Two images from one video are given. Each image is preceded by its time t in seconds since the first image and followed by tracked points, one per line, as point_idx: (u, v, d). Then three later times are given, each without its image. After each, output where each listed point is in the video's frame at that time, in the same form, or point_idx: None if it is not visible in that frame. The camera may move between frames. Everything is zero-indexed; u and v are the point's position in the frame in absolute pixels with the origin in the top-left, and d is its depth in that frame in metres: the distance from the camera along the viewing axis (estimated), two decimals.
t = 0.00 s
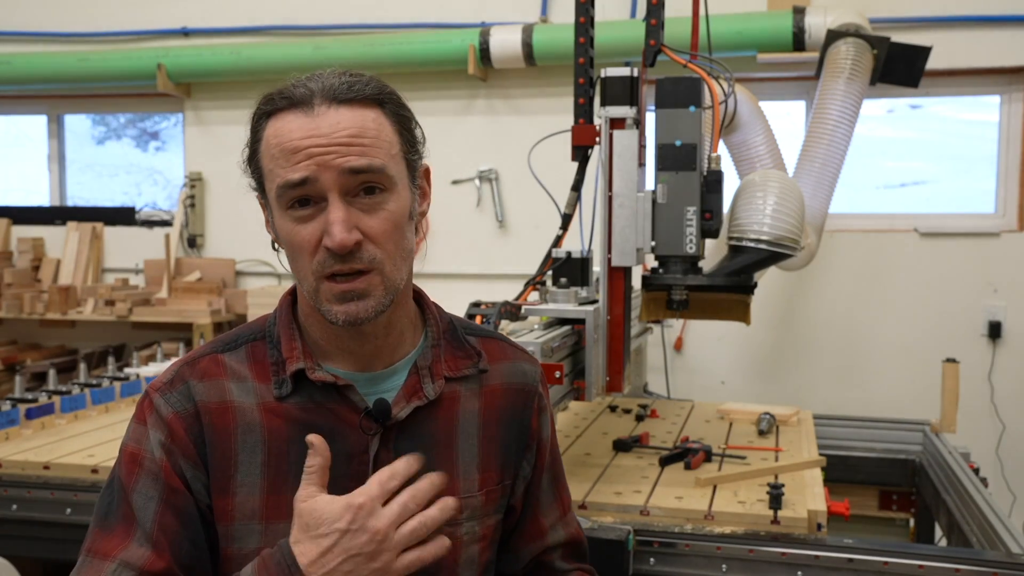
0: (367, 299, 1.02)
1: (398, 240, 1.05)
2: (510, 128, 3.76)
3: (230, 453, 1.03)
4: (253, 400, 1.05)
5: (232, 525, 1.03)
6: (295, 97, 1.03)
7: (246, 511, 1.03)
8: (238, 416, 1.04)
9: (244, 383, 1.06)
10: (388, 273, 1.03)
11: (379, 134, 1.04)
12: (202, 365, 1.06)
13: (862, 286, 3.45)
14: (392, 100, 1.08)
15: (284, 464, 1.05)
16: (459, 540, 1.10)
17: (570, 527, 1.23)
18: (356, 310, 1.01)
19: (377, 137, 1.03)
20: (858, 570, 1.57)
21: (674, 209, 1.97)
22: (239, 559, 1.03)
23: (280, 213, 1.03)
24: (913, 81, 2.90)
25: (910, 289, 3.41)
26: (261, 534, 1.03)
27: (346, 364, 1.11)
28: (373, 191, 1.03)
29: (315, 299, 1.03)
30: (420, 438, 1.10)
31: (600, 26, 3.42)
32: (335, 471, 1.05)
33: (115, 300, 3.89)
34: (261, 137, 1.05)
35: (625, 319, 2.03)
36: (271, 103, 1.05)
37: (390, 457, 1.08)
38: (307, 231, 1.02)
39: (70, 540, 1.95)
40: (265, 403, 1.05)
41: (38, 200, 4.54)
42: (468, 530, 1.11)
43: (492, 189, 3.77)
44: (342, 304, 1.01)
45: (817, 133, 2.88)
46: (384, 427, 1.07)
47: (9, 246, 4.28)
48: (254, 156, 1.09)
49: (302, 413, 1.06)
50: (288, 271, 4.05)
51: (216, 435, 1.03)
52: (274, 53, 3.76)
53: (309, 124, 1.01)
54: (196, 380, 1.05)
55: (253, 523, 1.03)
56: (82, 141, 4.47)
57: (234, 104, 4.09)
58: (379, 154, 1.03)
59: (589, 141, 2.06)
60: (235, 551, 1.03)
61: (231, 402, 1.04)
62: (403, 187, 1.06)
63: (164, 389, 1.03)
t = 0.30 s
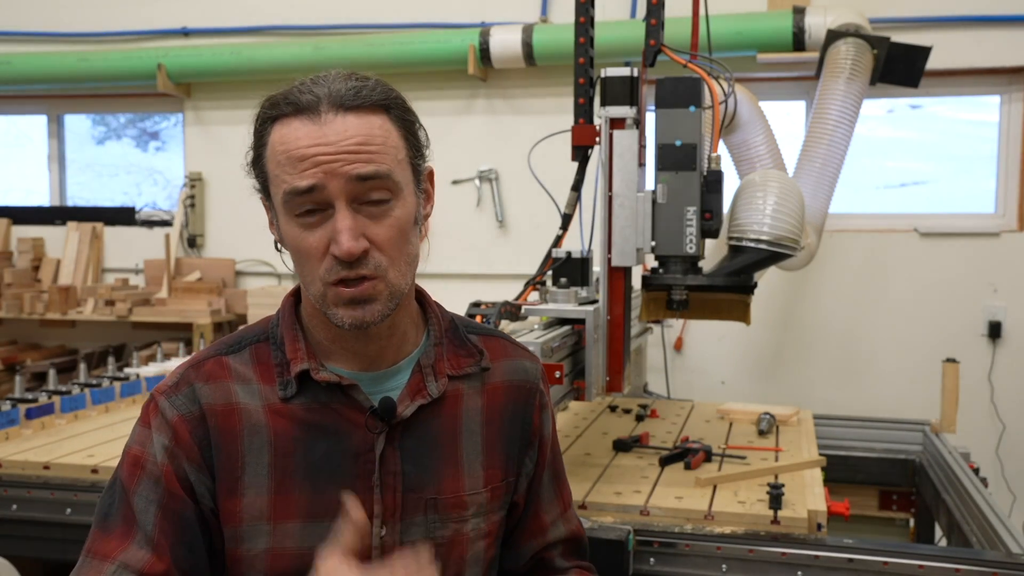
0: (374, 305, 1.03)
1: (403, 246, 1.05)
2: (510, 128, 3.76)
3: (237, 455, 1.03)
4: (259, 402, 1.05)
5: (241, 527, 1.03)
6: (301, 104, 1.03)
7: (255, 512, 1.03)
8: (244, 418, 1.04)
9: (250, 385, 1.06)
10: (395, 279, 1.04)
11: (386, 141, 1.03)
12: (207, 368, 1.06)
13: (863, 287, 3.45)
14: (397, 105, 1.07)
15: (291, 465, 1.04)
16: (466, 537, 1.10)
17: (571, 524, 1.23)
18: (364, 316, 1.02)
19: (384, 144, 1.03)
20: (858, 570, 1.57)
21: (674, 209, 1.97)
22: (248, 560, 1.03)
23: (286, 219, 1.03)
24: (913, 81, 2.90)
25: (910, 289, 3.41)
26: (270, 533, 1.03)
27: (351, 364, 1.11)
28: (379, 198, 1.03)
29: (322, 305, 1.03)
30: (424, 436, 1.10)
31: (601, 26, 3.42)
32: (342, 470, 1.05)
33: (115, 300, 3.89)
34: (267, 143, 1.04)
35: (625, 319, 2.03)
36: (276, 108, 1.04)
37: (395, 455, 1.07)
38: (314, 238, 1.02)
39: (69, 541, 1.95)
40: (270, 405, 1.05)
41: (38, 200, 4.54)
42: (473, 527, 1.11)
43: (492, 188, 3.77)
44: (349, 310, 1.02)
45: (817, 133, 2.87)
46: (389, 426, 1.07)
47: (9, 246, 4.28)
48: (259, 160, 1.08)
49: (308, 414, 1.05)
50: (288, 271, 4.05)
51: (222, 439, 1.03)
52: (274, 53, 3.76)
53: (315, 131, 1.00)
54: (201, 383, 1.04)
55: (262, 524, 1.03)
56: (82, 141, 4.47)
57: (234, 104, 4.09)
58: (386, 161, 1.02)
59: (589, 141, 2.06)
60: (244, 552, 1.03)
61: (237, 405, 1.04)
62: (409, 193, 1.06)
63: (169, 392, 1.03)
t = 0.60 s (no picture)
0: (397, 304, 1.02)
1: (426, 246, 1.05)
2: (509, 129, 3.76)
3: (255, 453, 1.00)
4: (276, 402, 1.02)
5: (258, 527, 0.99)
6: (331, 100, 1.02)
7: (274, 511, 1.00)
8: (261, 416, 1.01)
9: (265, 384, 1.03)
10: (417, 278, 1.04)
11: (413, 141, 1.04)
12: (221, 367, 1.02)
13: (863, 287, 3.45)
14: (422, 106, 1.08)
15: (310, 464, 1.02)
16: (479, 533, 1.10)
17: (565, 518, 1.25)
18: (387, 314, 1.01)
19: (413, 144, 1.03)
20: (858, 570, 1.57)
21: (674, 209, 1.97)
22: (267, 560, 0.99)
23: (311, 214, 1.02)
24: (913, 81, 2.90)
25: (910, 289, 3.41)
26: (289, 534, 1.00)
27: (365, 364, 1.10)
28: (405, 196, 1.03)
29: (344, 303, 1.02)
30: (438, 435, 1.10)
31: (601, 26, 3.42)
32: (360, 469, 1.03)
33: (115, 300, 3.89)
34: (293, 137, 1.04)
35: (625, 319, 2.03)
36: (304, 103, 1.03)
37: (411, 453, 1.07)
38: (340, 234, 1.01)
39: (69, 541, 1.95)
40: (287, 404, 1.02)
41: (38, 200, 4.54)
42: (485, 523, 1.11)
43: (492, 188, 3.78)
44: (372, 309, 1.01)
45: (817, 133, 2.87)
46: (406, 424, 1.06)
47: (9, 246, 4.28)
48: (281, 154, 1.07)
49: (325, 414, 1.03)
50: (288, 271, 4.06)
51: (237, 438, 0.99)
52: (274, 53, 3.76)
53: (347, 127, 1.00)
54: (217, 382, 1.00)
55: (280, 524, 1.00)
56: (82, 141, 4.48)
57: (233, 104, 4.09)
58: (415, 160, 1.03)
59: (589, 141, 2.06)
60: (261, 552, 0.99)
61: (254, 404, 1.01)
62: (431, 193, 1.07)
63: (182, 389, 0.98)
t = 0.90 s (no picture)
0: (418, 313, 1.01)
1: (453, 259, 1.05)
2: (509, 128, 3.76)
3: (246, 453, 0.99)
4: (267, 401, 1.01)
5: (248, 527, 0.99)
6: (403, 98, 1.01)
7: (265, 511, 0.99)
8: (252, 416, 1.00)
9: (257, 383, 1.02)
10: (440, 291, 1.03)
11: (467, 157, 1.04)
12: (212, 366, 1.01)
13: (863, 287, 3.45)
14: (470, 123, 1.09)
15: (301, 464, 1.02)
16: (472, 534, 1.10)
17: (561, 520, 1.25)
18: (409, 321, 1.00)
19: (467, 161, 1.04)
20: (858, 570, 1.57)
21: (674, 209, 1.97)
22: (257, 561, 0.99)
23: (354, 205, 0.99)
24: (913, 82, 2.90)
25: (910, 289, 3.41)
26: (279, 534, 1.00)
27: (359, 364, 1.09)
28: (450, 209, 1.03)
29: (366, 297, 1.00)
30: (430, 435, 1.10)
31: (600, 26, 3.42)
32: (352, 469, 1.03)
33: (115, 300, 3.89)
34: (352, 125, 1.01)
35: (625, 319, 2.03)
36: (374, 95, 1.01)
37: (403, 453, 1.07)
38: (380, 232, 0.99)
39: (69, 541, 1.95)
40: (278, 403, 1.02)
41: (38, 200, 4.54)
42: (479, 524, 1.11)
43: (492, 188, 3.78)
44: (395, 309, 1.00)
45: (817, 133, 2.87)
46: (398, 425, 1.06)
47: (9, 246, 4.28)
48: (329, 135, 1.03)
49: (317, 413, 1.03)
50: (288, 271, 4.06)
51: (227, 438, 0.98)
52: (274, 53, 3.76)
53: (415, 130, 0.99)
54: (207, 381, 1.00)
55: (271, 524, 0.99)
56: (82, 141, 4.48)
57: (233, 104, 4.09)
58: (466, 176, 1.03)
59: (589, 141, 2.06)
60: (251, 552, 0.99)
61: (246, 403, 1.00)
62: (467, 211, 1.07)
63: (171, 389, 0.98)
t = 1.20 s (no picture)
0: (423, 319, 1.01)
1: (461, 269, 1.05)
2: (509, 128, 3.76)
3: (243, 458, 0.99)
4: (264, 404, 1.01)
5: (245, 530, 0.98)
6: (423, 107, 1.01)
7: (260, 515, 0.99)
8: (250, 419, 1.00)
9: (254, 385, 1.02)
10: (445, 298, 1.03)
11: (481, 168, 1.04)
12: (210, 367, 1.01)
13: (863, 287, 3.45)
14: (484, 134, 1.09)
15: (297, 468, 1.01)
16: (465, 539, 1.11)
17: (552, 526, 1.25)
18: (413, 327, 1.00)
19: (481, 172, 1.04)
20: (858, 570, 1.57)
21: (674, 209, 1.97)
22: (253, 564, 0.99)
23: (366, 210, 0.99)
24: (913, 82, 2.90)
25: (910, 289, 3.41)
26: (274, 538, 0.99)
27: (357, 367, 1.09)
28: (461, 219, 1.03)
29: (373, 303, 1.00)
30: (426, 440, 1.10)
31: (601, 26, 3.42)
32: (346, 474, 1.03)
33: (115, 300, 3.89)
34: (368, 129, 1.01)
35: (625, 319, 2.03)
36: (394, 100, 1.01)
37: (398, 458, 1.07)
38: (390, 238, 0.98)
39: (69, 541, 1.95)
40: (275, 407, 1.02)
41: (38, 200, 4.54)
42: (472, 529, 1.12)
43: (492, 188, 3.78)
44: (402, 316, 1.00)
45: (817, 133, 2.87)
46: (395, 430, 1.06)
47: (8, 246, 4.28)
48: (342, 137, 1.03)
49: (313, 417, 1.02)
50: (288, 271, 4.06)
51: (226, 442, 0.98)
52: (274, 53, 3.76)
53: (433, 139, 0.99)
54: (206, 384, 1.00)
55: (266, 529, 0.99)
56: (82, 141, 4.47)
57: (233, 104, 4.09)
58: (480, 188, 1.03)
59: (589, 141, 2.06)
60: (248, 555, 0.99)
61: (243, 406, 1.00)
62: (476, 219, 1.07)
63: (171, 393, 0.97)
